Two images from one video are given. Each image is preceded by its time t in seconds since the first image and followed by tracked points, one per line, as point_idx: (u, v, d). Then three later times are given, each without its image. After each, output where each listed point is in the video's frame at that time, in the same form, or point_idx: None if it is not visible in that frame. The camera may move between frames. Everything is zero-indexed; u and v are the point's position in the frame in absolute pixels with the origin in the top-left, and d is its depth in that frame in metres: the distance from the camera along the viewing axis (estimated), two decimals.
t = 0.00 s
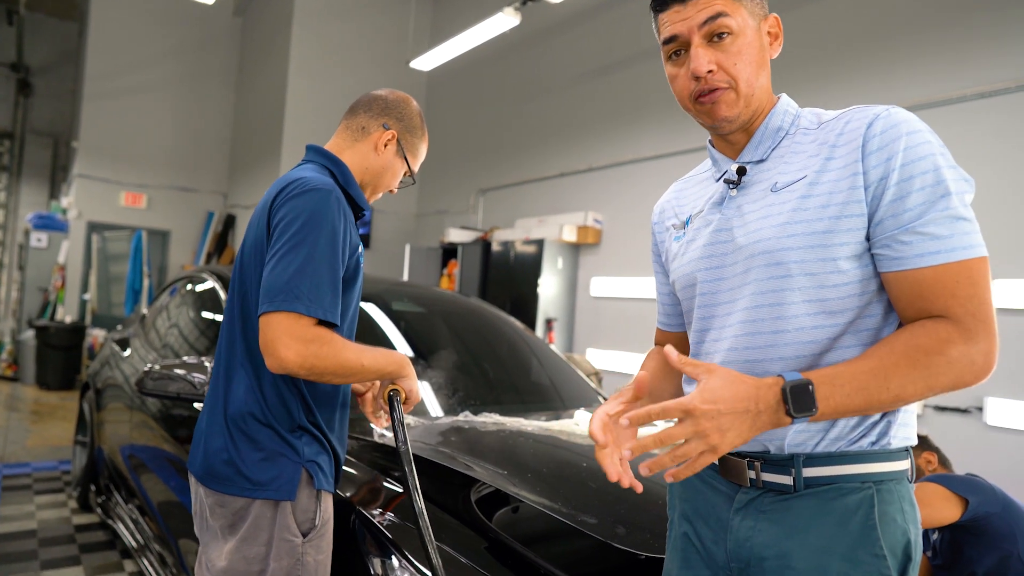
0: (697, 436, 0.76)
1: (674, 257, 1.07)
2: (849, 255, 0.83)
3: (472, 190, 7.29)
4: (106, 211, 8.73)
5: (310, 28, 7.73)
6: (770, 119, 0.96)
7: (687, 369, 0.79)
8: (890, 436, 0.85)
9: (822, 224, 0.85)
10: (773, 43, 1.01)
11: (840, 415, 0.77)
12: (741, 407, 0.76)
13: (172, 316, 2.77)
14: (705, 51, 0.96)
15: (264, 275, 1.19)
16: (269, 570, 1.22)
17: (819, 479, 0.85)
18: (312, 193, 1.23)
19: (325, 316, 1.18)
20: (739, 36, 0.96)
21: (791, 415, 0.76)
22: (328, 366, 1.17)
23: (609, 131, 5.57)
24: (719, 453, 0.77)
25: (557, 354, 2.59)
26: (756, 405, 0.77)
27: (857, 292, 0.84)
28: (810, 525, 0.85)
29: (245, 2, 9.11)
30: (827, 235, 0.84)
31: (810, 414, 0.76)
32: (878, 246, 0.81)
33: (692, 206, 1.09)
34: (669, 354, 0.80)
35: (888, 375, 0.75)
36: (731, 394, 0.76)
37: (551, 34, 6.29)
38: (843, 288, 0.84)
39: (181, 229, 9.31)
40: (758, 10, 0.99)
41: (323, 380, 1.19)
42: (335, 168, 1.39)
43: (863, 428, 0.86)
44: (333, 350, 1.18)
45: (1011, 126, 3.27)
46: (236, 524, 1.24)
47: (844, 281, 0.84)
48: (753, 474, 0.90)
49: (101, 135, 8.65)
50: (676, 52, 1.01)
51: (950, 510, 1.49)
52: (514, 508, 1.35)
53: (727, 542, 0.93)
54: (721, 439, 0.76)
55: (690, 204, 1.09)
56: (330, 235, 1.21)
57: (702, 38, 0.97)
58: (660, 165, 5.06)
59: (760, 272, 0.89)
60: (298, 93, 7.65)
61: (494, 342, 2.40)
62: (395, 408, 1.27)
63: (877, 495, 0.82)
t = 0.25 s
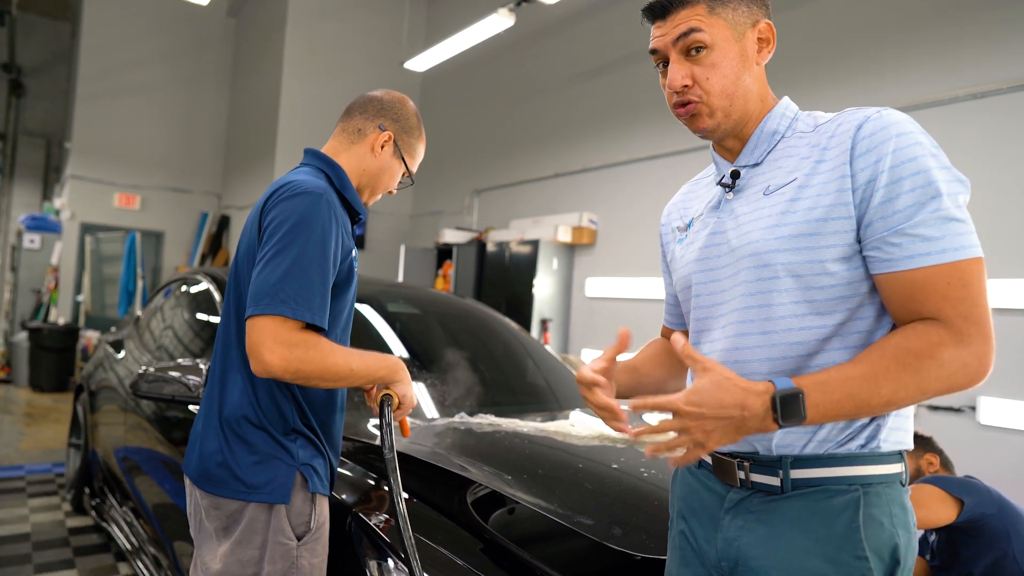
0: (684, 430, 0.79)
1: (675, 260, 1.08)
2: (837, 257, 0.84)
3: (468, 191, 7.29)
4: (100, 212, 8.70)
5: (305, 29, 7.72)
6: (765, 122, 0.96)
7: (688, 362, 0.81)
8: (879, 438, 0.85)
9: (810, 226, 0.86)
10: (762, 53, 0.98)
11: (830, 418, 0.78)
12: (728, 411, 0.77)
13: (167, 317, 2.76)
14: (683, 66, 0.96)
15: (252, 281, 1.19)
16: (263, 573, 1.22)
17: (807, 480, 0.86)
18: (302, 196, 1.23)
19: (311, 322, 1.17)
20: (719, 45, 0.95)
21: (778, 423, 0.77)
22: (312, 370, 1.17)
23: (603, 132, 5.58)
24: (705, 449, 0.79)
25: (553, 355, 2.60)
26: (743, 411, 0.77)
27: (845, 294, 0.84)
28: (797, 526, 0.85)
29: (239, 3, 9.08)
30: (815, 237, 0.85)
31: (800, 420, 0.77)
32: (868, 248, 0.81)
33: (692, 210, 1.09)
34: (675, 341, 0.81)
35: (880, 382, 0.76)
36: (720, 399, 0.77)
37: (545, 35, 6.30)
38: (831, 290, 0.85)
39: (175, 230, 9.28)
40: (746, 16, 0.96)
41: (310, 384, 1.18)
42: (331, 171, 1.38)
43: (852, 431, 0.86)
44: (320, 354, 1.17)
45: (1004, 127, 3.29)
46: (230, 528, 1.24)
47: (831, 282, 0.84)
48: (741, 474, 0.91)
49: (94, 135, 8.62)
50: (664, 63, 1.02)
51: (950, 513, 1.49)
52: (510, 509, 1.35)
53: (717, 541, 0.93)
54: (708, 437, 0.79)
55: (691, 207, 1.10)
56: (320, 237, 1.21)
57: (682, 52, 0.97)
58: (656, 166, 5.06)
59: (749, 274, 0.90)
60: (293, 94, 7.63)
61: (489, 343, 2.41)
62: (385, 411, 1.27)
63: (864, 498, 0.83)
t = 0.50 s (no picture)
0: (651, 431, 0.80)
1: (683, 263, 1.11)
2: (818, 263, 0.85)
3: (463, 191, 7.30)
4: (93, 213, 8.66)
5: (299, 29, 7.70)
6: (762, 128, 0.97)
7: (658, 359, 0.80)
8: (862, 443, 0.84)
9: (791, 232, 0.87)
10: (761, 56, 0.99)
11: (796, 425, 0.77)
12: (694, 417, 0.78)
13: (162, 319, 2.75)
14: (685, 74, 0.98)
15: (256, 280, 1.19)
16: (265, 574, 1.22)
17: (786, 483, 0.86)
18: (307, 197, 1.23)
19: (310, 319, 1.17)
20: (720, 53, 0.96)
21: (744, 429, 0.77)
22: (318, 368, 1.17)
23: (599, 133, 5.58)
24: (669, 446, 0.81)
25: (549, 356, 2.60)
26: (708, 417, 0.78)
27: (826, 300, 0.85)
28: (774, 526, 0.86)
29: (233, 3, 9.06)
30: (796, 244, 0.86)
31: (766, 427, 0.77)
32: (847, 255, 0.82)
33: (699, 214, 1.11)
34: (646, 338, 0.80)
35: (847, 391, 0.75)
36: (686, 405, 0.77)
37: (540, 35, 6.30)
38: (813, 296, 0.86)
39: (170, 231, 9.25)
40: (744, 23, 0.98)
41: (314, 381, 1.19)
42: (331, 176, 1.38)
43: (833, 437, 0.86)
44: (323, 351, 1.18)
45: (996, 128, 3.29)
46: (233, 529, 1.24)
47: (813, 288, 0.86)
48: (727, 474, 0.92)
49: (88, 136, 8.58)
50: (663, 75, 1.04)
51: (945, 510, 1.50)
52: (507, 510, 1.36)
53: (705, 538, 0.95)
54: (674, 437, 0.80)
55: (698, 211, 1.12)
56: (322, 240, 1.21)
57: (680, 62, 0.98)
58: (651, 167, 5.07)
59: (735, 280, 0.92)
60: (288, 95, 7.62)
61: (485, 344, 2.41)
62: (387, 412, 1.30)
63: (842, 502, 0.83)
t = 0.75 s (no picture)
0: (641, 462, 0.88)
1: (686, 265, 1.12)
2: (804, 268, 0.86)
3: (461, 192, 7.31)
4: (91, 215, 8.65)
5: (296, 31, 7.71)
6: (759, 132, 0.98)
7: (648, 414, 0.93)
8: (858, 446, 0.85)
9: (779, 237, 0.88)
10: (741, 63, 0.97)
11: (760, 434, 0.82)
12: (664, 428, 0.86)
13: (161, 321, 2.76)
14: (664, 91, 1.00)
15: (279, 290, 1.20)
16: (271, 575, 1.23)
17: (782, 483, 0.87)
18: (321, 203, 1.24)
19: (325, 320, 1.18)
20: (695, 67, 0.97)
21: (707, 430, 0.83)
22: (347, 373, 1.20)
23: (596, 133, 5.59)
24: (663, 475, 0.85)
25: (547, 357, 2.61)
26: (675, 425, 0.86)
27: (811, 305, 0.86)
28: (768, 525, 0.87)
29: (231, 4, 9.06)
30: (782, 249, 0.88)
31: (727, 429, 0.83)
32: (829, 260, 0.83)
33: (701, 215, 1.12)
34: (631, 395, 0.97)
35: (805, 398, 0.79)
36: (657, 421, 0.87)
37: (538, 37, 6.32)
38: (799, 301, 0.87)
39: (167, 233, 9.24)
40: (720, 32, 0.97)
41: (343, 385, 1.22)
42: (340, 183, 1.39)
43: (828, 439, 0.87)
44: (352, 357, 1.21)
45: (993, 128, 3.30)
46: (240, 529, 1.24)
47: (799, 293, 0.87)
48: (724, 474, 0.94)
49: (85, 138, 8.57)
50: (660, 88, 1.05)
51: (939, 506, 1.51)
52: (507, 511, 1.36)
53: (703, 537, 0.96)
54: (658, 462, 0.86)
55: (702, 213, 1.13)
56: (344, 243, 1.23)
57: (660, 80, 1.00)
58: (649, 168, 5.08)
59: (727, 283, 0.94)
60: (285, 96, 7.62)
61: (483, 346, 2.42)
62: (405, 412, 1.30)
63: (835, 502, 0.83)
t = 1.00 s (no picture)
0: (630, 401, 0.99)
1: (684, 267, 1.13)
2: (793, 271, 0.87)
3: (459, 193, 7.31)
4: (88, 216, 8.65)
5: (294, 32, 7.71)
6: (753, 135, 0.99)
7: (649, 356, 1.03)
8: (858, 447, 0.86)
9: (769, 241, 0.90)
10: (699, 87, 0.98)
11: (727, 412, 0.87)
12: (642, 390, 0.94)
13: (159, 322, 2.76)
14: (645, 117, 1.05)
15: (308, 301, 1.23)
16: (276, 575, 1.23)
17: (783, 483, 0.88)
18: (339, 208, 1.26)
19: (355, 327, 1.21)
20: (658, 97, 1.01)
21: (679, 403, 0.90)
22: (377, 381, 1.24)
23: (593, 134, 5.60)
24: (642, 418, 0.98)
25: (546, 357, 2.61)
26: (651, 390, 0.93)
27: (801, 308, 0.87)
28: (768, 524, 0.88)
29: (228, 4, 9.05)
30: (773, 253, 0.89)
31: (697, 405, 0.89)
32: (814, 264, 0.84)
33: (699, 217, 1.13)
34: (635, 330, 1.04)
35: (775, 389, 0.83)
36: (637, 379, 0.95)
37: (535, 38, 6.33)
38: (789, 304, 0.88)
39: (164, 234, 9.23)
40: (677, 59, 0.99)
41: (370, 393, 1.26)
42: (354, 190, 1.42)
43: (826, 438, 0.87)
44: (381, 365, 1.25)
45: (989, 129, 3.32)
46: (246, 529, 1.25)
47: (788, 296, 0.88)
48: (724, 473, 0.95)
49: (82, 138, 8.57)
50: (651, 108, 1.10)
51: (932, 504, 1.53)
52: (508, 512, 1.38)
53: (704, 536, 0.97)
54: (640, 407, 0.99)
55: (700, 215, 1.13)
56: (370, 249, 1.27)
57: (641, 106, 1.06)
58: (646, 168, 5.09)
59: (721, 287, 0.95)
60: (283, 97, 7.63)
61: (482, 346, 2.42)
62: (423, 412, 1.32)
63: (835, 500, 0.85)
